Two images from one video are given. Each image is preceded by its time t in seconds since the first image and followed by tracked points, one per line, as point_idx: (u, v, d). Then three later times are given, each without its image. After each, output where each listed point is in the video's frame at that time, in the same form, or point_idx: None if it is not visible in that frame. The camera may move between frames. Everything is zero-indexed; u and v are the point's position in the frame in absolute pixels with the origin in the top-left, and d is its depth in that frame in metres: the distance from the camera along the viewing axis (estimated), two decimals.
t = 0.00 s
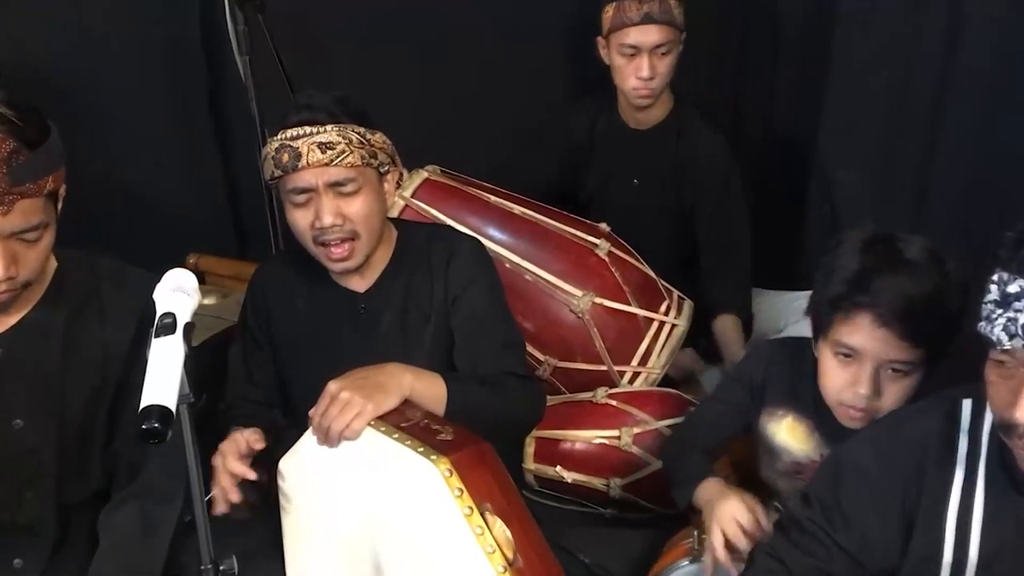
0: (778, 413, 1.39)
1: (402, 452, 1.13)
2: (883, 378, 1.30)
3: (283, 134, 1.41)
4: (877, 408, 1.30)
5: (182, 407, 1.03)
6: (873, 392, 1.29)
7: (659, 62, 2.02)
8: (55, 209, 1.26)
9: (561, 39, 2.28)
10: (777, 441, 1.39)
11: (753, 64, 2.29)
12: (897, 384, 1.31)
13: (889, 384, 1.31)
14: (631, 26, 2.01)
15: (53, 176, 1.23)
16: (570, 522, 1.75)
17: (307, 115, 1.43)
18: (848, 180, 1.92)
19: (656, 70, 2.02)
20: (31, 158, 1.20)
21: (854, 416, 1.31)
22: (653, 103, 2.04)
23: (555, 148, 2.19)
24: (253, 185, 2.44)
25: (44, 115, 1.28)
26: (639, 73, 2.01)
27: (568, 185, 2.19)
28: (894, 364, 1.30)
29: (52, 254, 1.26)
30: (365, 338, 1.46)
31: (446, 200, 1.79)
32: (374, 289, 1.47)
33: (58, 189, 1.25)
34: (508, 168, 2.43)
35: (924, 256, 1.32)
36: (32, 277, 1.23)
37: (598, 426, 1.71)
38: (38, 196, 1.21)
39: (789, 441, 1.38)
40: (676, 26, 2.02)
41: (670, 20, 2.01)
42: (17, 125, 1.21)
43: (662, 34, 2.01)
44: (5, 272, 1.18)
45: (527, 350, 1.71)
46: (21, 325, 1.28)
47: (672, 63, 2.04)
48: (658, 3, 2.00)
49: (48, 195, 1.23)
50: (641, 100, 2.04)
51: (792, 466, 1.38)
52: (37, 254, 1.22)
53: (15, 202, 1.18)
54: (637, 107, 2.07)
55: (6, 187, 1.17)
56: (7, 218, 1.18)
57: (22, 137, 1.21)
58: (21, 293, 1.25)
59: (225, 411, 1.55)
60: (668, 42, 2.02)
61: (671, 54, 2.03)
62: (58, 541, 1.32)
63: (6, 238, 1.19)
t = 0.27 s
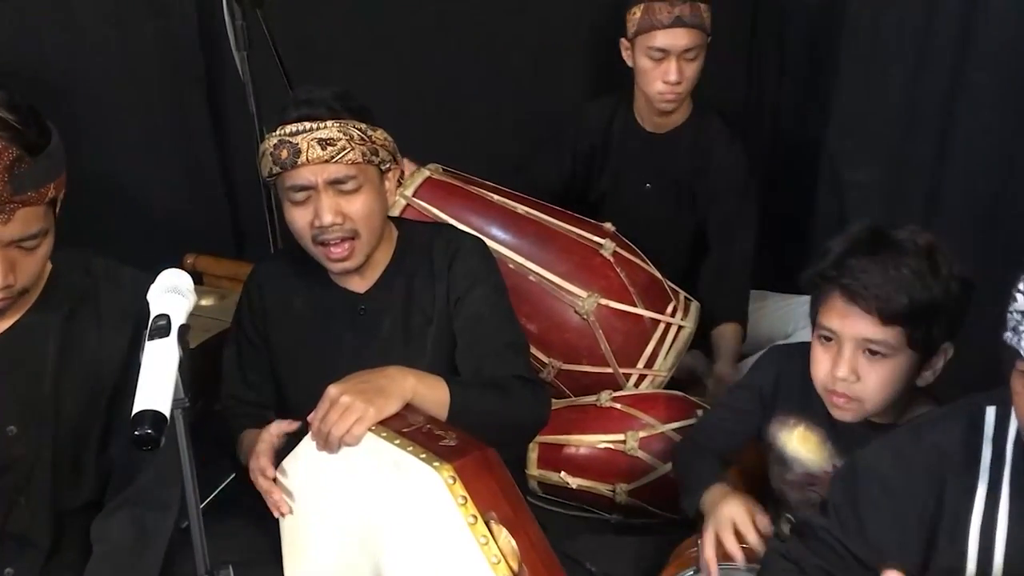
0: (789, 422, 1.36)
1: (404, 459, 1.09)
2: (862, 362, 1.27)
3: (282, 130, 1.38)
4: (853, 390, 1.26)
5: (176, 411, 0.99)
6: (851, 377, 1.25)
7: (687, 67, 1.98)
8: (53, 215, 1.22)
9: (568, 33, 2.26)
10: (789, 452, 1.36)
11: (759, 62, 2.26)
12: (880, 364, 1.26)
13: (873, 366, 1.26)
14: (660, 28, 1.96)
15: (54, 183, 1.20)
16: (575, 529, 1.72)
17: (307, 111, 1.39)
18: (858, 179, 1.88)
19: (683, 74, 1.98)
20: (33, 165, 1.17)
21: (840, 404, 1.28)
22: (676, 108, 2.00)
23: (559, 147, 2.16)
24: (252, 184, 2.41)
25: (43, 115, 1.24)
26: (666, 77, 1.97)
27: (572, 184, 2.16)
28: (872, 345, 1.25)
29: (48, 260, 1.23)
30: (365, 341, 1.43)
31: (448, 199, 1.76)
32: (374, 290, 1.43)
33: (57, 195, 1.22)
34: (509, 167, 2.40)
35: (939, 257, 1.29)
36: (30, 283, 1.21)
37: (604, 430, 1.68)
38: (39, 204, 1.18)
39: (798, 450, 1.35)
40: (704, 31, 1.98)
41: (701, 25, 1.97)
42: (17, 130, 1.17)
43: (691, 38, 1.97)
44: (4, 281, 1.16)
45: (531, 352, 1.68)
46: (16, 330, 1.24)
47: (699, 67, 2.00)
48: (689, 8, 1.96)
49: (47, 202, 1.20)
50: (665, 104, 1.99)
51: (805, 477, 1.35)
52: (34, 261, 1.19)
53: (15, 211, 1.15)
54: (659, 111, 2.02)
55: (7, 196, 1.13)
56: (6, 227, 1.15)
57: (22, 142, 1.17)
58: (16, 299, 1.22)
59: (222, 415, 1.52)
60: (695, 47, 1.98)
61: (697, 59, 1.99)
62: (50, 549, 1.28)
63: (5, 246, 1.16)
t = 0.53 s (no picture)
0: (789, 425, 1.34)
1: (399, 461, 1.07)
2: (844, 357, 1.25)
3: (276, 126, 1.36)
4: (835, 387, 1.24)
5: (166, 412, 0.97)
6: (831, 371, 1.24)
7: (675, 71, 1.97)
8: (38, 210, 1.22)
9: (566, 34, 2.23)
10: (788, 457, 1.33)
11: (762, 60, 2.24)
12: (862, 360, 1.24)
13: (855, 360, 1.24)
14: (649, 35, 1.94)
15: (36, 176, 1.19)
16: (576, 533, 1.70)
17: (302, 107, 1.37)
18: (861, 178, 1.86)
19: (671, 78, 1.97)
20: (14, 159, 1.16)
21: (826, 401, 1.25)
22: (663, 109, 1.99)
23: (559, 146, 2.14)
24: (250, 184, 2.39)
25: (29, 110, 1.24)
26: (656, 82, 1.95)
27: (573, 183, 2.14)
28: (851, 338, 1.24)
29: (34, 255, 1.22)
30: (362, 341, 1.41)
31: (447, 197, 1.74)
32: (371, 289, 1.41)
33: (41, 190, 1.21)
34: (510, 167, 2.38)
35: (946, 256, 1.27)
36: (11, 281, 1.20)
37: (605, 431, 1.66)
38: (20, 198, 1.17)
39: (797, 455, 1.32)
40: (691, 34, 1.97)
41: (688, 29, 1.95)
42: None
43: (679, 42, 1.96)
44: None
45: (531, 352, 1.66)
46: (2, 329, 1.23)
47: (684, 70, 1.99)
48: (680, 13, 1.94)
49: (30, 197, 1.19)
50: (653, 107, 1.98)
51: (804, 481, 1.32)
52: (17, 257, 1.19)
53: None
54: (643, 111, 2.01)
55: None
56: None
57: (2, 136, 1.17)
58: None
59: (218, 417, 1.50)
60: (683, 51, 1.97)
61: (683, 62, 1.99)
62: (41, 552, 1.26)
63: None
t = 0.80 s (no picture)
0: (784, 434, 1.32)
1: (392, 465, 1.06)
2: (831, 360, 1.24)
3: (267, 131, 1.35)
4: (823, 390, 1.23)
5: (158, 414, 0.96)
6: (817, 374, 1.23)
7: (659, 69, 1.97)
8: (29, 221, 1.21)
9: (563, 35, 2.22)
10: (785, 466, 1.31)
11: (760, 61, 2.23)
12: (849, 363, 1.22)
13: (841, 363, 1.23)
14: (631, 33, 1.94)
15: (30, 190, 1.18)
16: (573, 539, 1.68)
17: (294, 111, 1.36)
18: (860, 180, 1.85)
19: (655, 76, 1.96)
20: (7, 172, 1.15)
21: (814, 406, 1.24)
22: (649, 109, 1.99)
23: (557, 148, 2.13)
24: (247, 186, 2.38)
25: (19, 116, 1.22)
26: (640, 80, 1.95)
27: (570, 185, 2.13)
28: (835, 341, 1.23)
29: (25, 263, 1.21)
30: (357, 344, 1.40)
31: (443, 199, 1.73)
32: (366, 293, 1.40)
33: (34, 202, 1.20)
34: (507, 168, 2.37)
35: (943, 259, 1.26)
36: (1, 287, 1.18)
37: (601, 434, 1.65)
38: (12, 213, 1.16)
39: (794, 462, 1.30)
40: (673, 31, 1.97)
41: (669, 26, 1.96)
42: None
43: (662, 40, 1.96)
44: None
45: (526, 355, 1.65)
46: None
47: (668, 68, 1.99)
48: (660, 10, 1.94)
49: (23, 210, 1.18)
50: (639, 107, 1.97)
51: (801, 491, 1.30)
52: (8, 269, 1.18)
53: None
54: (629, 112, 2.01)
55: None
56: None
57: None
58: None
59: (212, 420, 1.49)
60: (666, 49, 1.97)
61: (667, 60, 1.99)
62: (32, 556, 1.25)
63: None
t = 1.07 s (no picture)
0: (786, 443, 1.34)
1: (394, 472, 1.06)
2: (828, 375, 1.24)
3: (272, 135, 1.35)
4: (819, 403, 1.24)
5: (161, 421, 0.96)
6: (812, 389, 1.24)
7: (682, 70, 1.98)
8: (31, 224, 1.21)
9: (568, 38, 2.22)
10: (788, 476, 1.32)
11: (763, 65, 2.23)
12: (845, 380, 1.22)
13: (837, 379, 1.23)
14: (656, 34, 1.94)
15: (28, 193, 1.18)
16: (574, 544, 1.68)
17: (299, 116, 1.37)
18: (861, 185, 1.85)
19: (679, 77, 1.97)
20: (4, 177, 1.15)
21: (808, 418, 1.26)
22: (671, 109, 2.00)
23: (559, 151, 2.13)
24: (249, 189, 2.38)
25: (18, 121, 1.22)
26: (666, 81, 1.95)
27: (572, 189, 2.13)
28: (831, 357, 1.23)
29: (27, 268, 1.21)
30: (358, 348, 1.40)
31: (445, 204, 1.73)
32: (368, 297, 1.40)
33: (33, 206, 1.20)
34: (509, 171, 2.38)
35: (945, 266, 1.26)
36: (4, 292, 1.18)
37: (604, 439, 1.65)
38: (10, 218, 1.16)
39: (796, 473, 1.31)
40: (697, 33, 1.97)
41: (695, 27, 1.96)
42: None
43: (686, 41, 1.96)
44: None
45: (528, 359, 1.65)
46: None
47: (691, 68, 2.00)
48: (685, 11, 1.94)
49: (22, 214, 1.18)
50: (661, 107, 1.98)
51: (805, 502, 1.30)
52: (9, 274, 1.17)
53: None
54: (650, 111, 2.01)
55: None
56: None
57: None
58: None
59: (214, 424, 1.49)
60: (690, 50, 1.98)
61: (690, 61, 1.99)
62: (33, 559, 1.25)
63: None
